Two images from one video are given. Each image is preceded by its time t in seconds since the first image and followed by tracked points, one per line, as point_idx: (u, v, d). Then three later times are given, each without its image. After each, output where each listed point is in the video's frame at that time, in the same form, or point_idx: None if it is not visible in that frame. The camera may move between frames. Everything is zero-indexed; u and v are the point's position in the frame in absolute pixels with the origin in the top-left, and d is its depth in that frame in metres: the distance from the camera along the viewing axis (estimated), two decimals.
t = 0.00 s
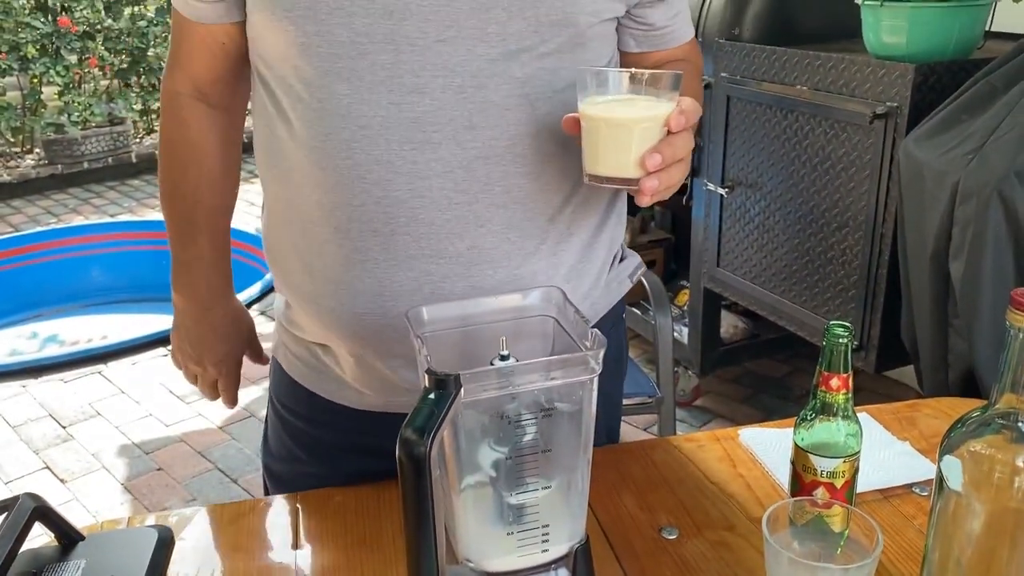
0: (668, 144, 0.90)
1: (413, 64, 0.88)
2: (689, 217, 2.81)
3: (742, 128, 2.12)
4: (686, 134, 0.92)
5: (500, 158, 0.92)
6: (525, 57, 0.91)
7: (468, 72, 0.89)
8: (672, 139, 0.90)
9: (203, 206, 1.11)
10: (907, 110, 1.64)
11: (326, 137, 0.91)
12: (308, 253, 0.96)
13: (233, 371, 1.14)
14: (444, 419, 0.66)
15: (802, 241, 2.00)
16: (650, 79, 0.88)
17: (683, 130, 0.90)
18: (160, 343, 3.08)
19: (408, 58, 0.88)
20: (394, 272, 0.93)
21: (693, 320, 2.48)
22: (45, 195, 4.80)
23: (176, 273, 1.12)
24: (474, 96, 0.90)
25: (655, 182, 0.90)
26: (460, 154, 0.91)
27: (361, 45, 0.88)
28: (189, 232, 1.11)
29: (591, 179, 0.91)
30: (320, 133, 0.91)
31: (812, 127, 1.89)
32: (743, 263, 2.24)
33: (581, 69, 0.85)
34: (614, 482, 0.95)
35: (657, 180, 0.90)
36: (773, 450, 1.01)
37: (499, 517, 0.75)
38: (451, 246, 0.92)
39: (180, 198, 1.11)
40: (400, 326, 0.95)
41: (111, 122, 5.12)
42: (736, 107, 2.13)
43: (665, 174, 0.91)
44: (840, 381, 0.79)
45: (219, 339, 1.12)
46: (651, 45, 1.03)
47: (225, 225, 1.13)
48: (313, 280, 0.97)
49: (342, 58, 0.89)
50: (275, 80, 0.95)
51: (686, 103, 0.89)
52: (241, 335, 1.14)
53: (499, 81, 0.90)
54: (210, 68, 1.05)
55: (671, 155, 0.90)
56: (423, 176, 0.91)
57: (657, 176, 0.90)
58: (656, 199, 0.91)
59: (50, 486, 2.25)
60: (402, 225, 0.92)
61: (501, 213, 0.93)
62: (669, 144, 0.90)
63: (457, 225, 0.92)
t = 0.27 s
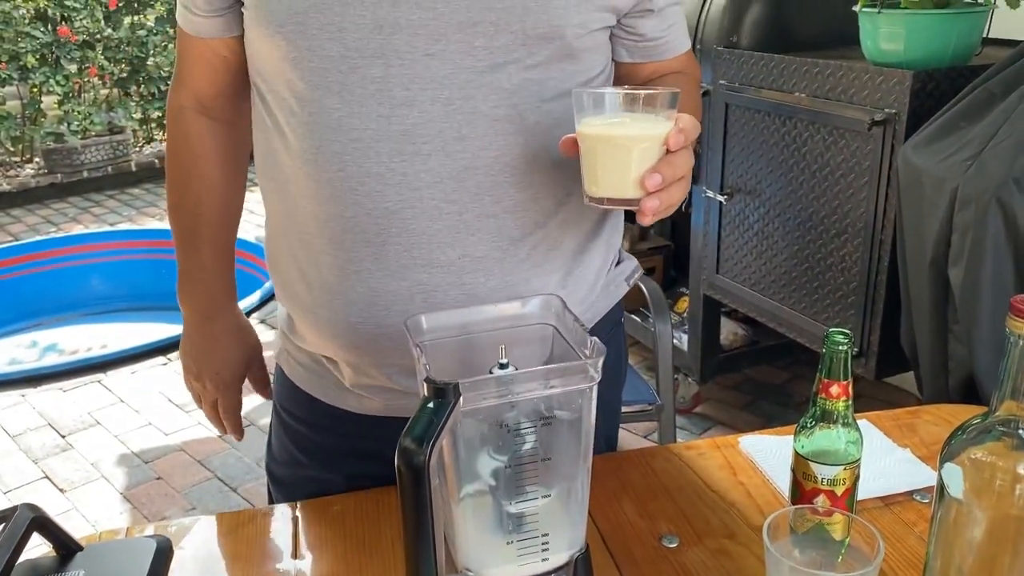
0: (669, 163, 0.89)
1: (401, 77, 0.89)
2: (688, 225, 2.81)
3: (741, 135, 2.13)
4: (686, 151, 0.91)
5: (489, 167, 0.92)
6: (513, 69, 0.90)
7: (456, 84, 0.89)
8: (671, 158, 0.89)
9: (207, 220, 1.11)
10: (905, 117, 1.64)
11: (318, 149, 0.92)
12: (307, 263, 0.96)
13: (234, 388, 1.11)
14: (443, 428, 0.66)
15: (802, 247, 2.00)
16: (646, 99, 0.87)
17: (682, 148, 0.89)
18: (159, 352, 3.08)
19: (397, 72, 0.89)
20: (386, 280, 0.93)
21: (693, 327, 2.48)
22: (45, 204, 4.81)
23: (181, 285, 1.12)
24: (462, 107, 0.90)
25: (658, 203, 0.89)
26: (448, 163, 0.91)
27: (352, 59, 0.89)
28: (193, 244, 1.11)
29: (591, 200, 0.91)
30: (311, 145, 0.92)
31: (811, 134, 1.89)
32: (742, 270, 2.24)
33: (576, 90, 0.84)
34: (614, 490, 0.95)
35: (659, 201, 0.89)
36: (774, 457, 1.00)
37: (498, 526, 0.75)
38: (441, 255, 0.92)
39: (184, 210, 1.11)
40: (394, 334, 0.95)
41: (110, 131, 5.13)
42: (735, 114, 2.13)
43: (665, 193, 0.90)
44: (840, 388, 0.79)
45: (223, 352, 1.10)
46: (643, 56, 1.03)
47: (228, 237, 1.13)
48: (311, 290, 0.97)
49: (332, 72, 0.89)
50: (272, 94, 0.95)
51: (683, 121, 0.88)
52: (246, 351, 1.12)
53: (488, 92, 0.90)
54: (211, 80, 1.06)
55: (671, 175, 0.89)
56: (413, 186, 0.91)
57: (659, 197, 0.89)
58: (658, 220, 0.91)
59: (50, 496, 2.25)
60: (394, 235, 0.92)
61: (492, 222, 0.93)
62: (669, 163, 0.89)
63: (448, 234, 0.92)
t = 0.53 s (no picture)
0: (671, 174, 0.89)
1: (396, 82, 0.88)
2: (688, 228, 2.81)
3: (741, 139, 2.12)
4: (688, 161, 0.91)
5: (481, 171, 0.91)
6: (506, 72, 0.90)
7: (449, 89, 0.89)
8: (674, 168, 0.89)
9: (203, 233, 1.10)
10: (905, 121, 1.64)
11: (313, 153, 0.91)
12: (302, 266, 0.96)
13: (232, 404, 1.11)
14: (444, 435, 0.65)
15: (802, 251, 2.00)
16: (646, 110, 0.87)
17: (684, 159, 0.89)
18: (159, 358, 3.07)
19: (392, 77, 0.88)
20: (380, 282, 0.93)
21: (693, 331, 2.47)
22: (44, 210, 4.81)
23: (176, 301, 1.11)
24: (455, 111, 0.90)
25: (660, 215, 0.88)
26: (441, 168, 0.90)
27: (347, 64, 0.88)
28: (190, 257, 1.10)
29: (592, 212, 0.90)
30: (306, 150, 0.92)
31: (810, 137, 1.89)
32: (742, 274, 2.23)
33: (576, 102, 0.85)
34: (616, 496, 0.95)
35: (661, 212, 0.88)
36: (776, 463, 1.00)
37: (499, 533, 0.74)
38: (432, 257, 0.92)
39: (179, 223, 1.10)
40: (389, 336, 0.94)
41: (110, 137, 5.13)
42: (734, 118, 2.13)
43: (668, 204, 0.90)
44: (842, 394, 0.79)
45: (220, 365, 1.10)
46: (637, 63, 1.02)
47: (224, 249, 1.12)
48: (306, 292, 0.97)
49: (327, 78, 0.89)
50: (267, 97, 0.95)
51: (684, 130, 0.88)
52: (245, 365, 1.12)
53: (480, 97, 0.90)
54: (208, 86, 1.06)
55: (673, 186, 0.89)
56: (406, 190, 0.90)
57: (662, 208, 0.88)
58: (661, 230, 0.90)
59: (49, 503, 2.24)
60: (386, 238, 0.91)
61: (484, 225, 0.93)
62: (671, 174, 0.89)
63: (439, 237, 0.92)
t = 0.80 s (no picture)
0: (662, 175, 0.88)
1: (391, 81, 0.88)
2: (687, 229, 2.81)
3: (740, 139, 2.12)
4: (679, 162, 0.90)
5: (475, 170, 0.91)
6: (501, 71, 0.90)
7: (444, 87, 0.89)
8: (665, 170, 0.88)
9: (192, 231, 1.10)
10: (905, 120, 1.64)
11: (309, 152, 0.91)
12: (298, 265, 0.96)
13: (215, 404, 1.09)
14: (443, 436, 0.65)
15: (802, 252, 1.99)
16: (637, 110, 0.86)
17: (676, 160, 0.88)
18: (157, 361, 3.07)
19: (387, 75, 0.88)
20: (375, 281, 0.92)
21: (693, 331, 2.47)
22: (43, 213, 4.80)
23: (162, 300, 1.10)
24: (449, 110, 0.89)
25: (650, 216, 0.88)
26: (435, 166, 0.90)
27: (342, 63, 0.88)
28: (179, 256, 1.10)
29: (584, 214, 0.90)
30: (302, 148, 0.91)
31: (809, 137, 1.89)
32: (742, 275, 2.23)
33: (566, 103, 0.84)
34: (616, 498, 0.94)
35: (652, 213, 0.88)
36: (776, 464, 0.99)
37: (499, 536, 0.74)
38: (427, 256, 0.92)
39: (169, 221, 1.10)
40: (385, 336, 0.94)
41: (108, 139, 5.12)
42: (733, 118, 2.12)
43: (659, 206, 0.89)
44: (844, 394, 0.78)
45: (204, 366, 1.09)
46: (635, 65, 1.01)
47: (213, 249, 1.12)
48: (301, 292, 0.96)
49: (322, 77, 0.88)
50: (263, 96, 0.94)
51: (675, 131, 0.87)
52: (227, 366, 1.11)
53: (475, 96, 0.89)
54: (205, 85, 1.06)
55: (664, 188, 0.88)
56: (401, 189, 0.90)
57: (652, 209, 0.88)
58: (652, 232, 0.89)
59: (47, 507, 2.23)
60: (381, 237, 0.91)
61: (478, 224, 0.92)
62: (662, 175, 0.88)
63: (434, 236, 0.91)
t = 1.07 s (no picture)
0: (652, 172, 0.87)
1: (383, 85, 0.88)
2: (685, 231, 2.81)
3: (738, 142, 2.12)
4: (670, 159, 0.89)
5: (468, 174, 0.91)
6: (493, 75, 0.89)
7: (436, 92, 0.89)
8: (654, 166, 0.87)
9: (197, 235, 1.10)
10: (903, 123, 1.64)
11: (301, 157, 0.91)
12: (295, 273, 0.96)
13: (227, 408, 1.10)
14: (441, 448, 0.65)
15: (800, 255, 1.99)
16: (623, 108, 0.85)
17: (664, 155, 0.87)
18: (156, 364, 3.06)
19: (379, 80, 0.88)
20: (370, 286, 0.92)
21: (691, 333, 2.47)
22: (41, 216, 4.80)
23: (171, 307, 1.10)
24: (442, 114, 0.89)
25: (642, 215, 0.87)
26: (428, 172, 0.90)
27: (335, 68, 0.88)
28: (185, 263, 1.10)
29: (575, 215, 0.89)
30: (296, 152, 0.91)
31: (808, 140, 1.89)
32: (741, 277, 2.23)
33: (552, 102, 0.83)
34: (614, 506, 0.94)
35: (643, 212, 0.87)
36: (775, 471, 0.99)
37: (498, 546, 0.74)
38: (421, 261, 0.91)
39: (174, 228, 1.09)
40: (380, 342, 0.94)
41: (106, 142, 5.11)
42: (732, 120, 2.12)
43: (651, 204, 0.88)
44: (843, 402, 0.78)
45: (215, 370, 1.09)
46: (630, 72, 1.01)
47: (218, 254, 1.12)
48: (295, 299, 0.97)
49: (315, 81, 0.89)
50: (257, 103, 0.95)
51: (664, 127, 0.86)
52: (237, 369, 1.11)
53: (467, 100, 0.89)
54: (206, 91, 1.06)
55: (654, 186, 0.87)
56: (393, 193, 0.90)
57: (643, 208, 0.87)
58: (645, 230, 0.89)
59: (46, 512, 2.23)
60: (374, 241, 0.91)
61: (471, 228, 0.92)
62: (652, 172, 0.87)
63: (427, 240, 0.91)
